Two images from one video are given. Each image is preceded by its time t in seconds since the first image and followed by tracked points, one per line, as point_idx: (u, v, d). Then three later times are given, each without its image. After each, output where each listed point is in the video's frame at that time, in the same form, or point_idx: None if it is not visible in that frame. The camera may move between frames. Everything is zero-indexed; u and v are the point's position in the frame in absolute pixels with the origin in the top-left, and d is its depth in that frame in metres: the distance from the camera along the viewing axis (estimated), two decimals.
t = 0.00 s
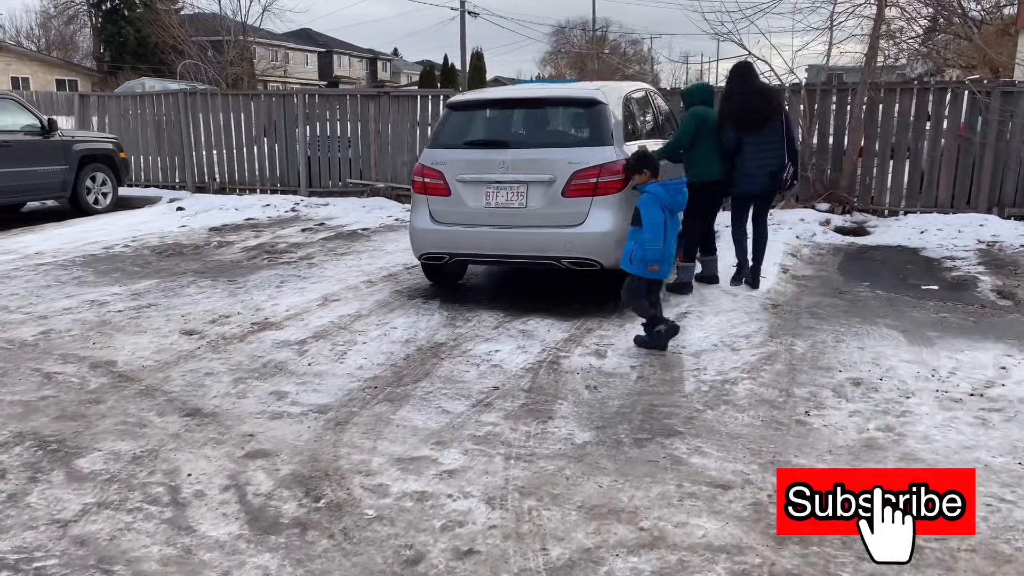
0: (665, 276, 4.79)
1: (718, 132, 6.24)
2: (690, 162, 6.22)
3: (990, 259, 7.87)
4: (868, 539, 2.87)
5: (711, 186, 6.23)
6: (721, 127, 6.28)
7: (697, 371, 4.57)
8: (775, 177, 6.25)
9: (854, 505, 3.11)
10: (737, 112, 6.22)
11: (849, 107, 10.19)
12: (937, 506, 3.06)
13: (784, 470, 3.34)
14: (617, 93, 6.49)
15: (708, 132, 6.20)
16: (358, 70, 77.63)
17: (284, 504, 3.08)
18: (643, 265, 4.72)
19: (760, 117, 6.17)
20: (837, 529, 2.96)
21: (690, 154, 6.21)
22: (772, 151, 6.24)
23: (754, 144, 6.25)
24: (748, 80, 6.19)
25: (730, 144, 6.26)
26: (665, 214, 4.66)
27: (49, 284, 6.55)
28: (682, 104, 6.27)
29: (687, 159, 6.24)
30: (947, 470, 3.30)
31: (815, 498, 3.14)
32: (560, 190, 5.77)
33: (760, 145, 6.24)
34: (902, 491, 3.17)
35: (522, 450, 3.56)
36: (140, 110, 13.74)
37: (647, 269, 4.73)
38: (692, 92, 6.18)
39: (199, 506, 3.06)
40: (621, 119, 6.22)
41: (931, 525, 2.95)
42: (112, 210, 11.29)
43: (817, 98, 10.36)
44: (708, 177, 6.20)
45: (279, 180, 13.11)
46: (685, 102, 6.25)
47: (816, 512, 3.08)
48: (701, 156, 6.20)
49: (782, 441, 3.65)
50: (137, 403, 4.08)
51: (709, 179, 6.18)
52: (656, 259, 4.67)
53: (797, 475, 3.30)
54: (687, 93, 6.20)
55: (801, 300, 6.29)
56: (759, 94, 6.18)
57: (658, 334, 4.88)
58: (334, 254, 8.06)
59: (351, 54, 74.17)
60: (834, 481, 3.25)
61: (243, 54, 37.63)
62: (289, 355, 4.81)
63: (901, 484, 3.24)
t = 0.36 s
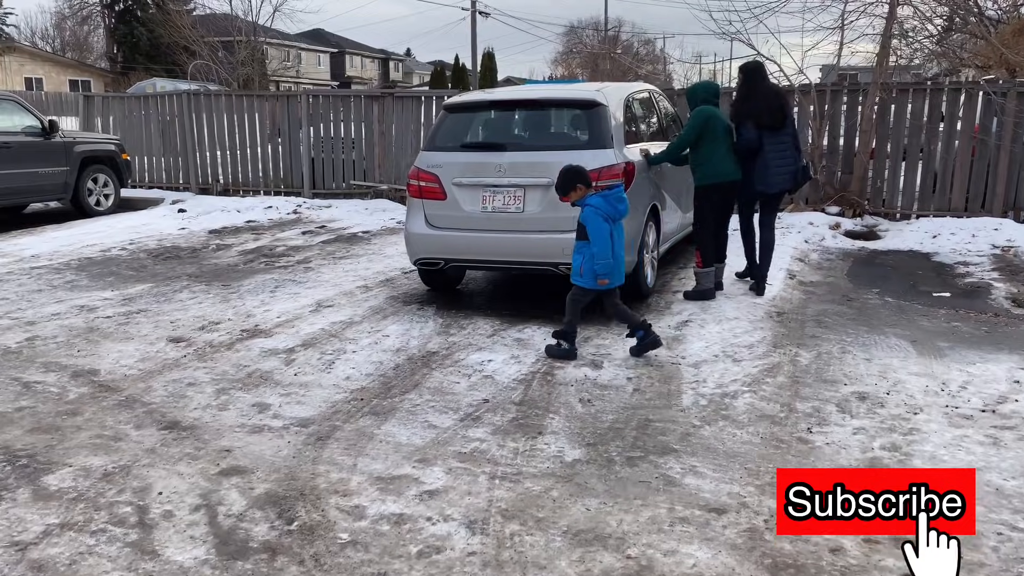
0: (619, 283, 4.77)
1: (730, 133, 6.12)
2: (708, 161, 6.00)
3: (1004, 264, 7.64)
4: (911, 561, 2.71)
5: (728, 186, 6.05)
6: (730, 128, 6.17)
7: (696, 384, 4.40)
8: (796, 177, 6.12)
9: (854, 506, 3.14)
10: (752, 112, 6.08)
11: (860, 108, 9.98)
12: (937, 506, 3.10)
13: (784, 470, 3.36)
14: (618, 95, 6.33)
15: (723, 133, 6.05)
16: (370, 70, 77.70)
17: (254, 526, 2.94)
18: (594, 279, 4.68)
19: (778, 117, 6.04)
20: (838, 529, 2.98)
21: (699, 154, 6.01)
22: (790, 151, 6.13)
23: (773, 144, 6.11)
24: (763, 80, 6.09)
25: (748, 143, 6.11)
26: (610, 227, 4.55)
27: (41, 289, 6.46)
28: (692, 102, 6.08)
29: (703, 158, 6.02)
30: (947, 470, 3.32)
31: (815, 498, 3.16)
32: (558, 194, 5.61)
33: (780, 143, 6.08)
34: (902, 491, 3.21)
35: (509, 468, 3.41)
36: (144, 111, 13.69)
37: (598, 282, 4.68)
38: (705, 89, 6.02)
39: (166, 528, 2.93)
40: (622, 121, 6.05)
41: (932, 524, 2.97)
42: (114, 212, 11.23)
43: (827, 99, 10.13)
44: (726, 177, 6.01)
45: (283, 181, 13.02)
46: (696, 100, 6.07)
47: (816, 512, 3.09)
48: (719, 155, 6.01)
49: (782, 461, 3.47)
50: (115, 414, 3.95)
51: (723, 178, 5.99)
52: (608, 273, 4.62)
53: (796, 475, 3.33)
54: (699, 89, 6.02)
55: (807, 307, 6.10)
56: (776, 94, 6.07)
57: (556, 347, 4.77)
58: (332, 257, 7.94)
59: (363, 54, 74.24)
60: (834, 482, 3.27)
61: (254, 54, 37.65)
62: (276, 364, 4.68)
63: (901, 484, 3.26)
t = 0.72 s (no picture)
0: (537, 288, 4.54)
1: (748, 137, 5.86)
2: (729, 168, 5.73)
3: None
4: None
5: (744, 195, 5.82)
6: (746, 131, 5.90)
7: (697, 401, 4.18)
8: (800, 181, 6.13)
9: (853, 506, 3.17)
10: (763, 115, 6.03)
11: (873, 108, 9.70)
12: (937, 506, 3.11)
13: (784, 470, 3.39)
14: (620, 95, 6.10)
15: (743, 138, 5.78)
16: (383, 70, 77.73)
17: (216, 559, 2.75)
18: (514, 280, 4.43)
19: (788, 123, 6.03)
20: (837, 529, 3.01)
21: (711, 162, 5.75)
22: (794, 157, 6.14)
23: (778, 149, 6.10)
24: (776, 84, 6.03)
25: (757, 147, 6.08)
26: (536, 228, 4.32)
27: (29, 295, 6.32)
28: (715, 101, 5.72)
29: (724, 164, 5.73)
30: (947, 470, 3.34)
31: (815, 498, 3.19)
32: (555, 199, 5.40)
33: (786, 148, 6.09)
34: (902, 490, 3.21)
35: (492, 494, 3.20)
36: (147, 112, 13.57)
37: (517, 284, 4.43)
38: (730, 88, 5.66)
39: (122, 559, 2.74)
40: (623, 122, 5.83)
41: (931, 524, 3.00)
42: (115, 214, 11.12)
43: (840, 99, 9.85)
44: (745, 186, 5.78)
45: (286, 183, 12.88)
46: (718, 99, 5.71)
47: (816, 512, 3.13)
48: (740, 162, 5.76)
49: (785, 489, 3.24)
50: (85, 431, 3.78)
51: (736, 189, 5.74)
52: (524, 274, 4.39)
53: (797, 475, 3.35)
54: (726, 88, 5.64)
55: (817, 317, 5.85)
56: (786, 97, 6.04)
57: (549, 360, 4.58)
58: (329, 262, 7.76)
59: (375, 54, 74.27)
60: (834, 482, 3.30)
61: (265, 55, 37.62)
62: (258, 377, 4.50)
63: (902, 484, 3.26)
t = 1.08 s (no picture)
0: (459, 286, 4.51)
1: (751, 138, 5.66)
2: (731, 169, 5.51)
3: None
4: None
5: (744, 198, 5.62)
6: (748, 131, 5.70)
7: (688, 413, 3.98)
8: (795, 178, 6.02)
9: (854, 506, 3.13)
10: (762, 112, 5.88)
11: (883, 106, 9.45)
12: (937, 506, 3.06)
13: (784, 470, 3.35)
14: (616, 92, 5.91)
15: (746, 138, 5.57)
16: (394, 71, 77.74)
17: None
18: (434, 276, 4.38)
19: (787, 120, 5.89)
20: (838, 529, 2.97)
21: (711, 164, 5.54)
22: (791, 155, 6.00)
23: (776, 147, 5.96)
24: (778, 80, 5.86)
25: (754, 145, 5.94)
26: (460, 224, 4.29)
27: (12, 297, 6.18)
28: (719, 99, 5.48)
29: (725, 165, 5.51)
30: (948, 470, 3.30)
31: (815, 498, 3.14)
32: (546, 199, 5.21)
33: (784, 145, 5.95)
34: (902, 490, 3.16)
35: (464, 513, 3.01)
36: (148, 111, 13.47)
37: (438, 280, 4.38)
38: (734, 85, 5.44)
39: None
40: (618, 120, 5.63)
41: (931, 524, 2.96)
42: (112, 213, 11.01)
43: (849, 97, 9.59)
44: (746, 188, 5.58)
45: (286, 183, 12.75)
46: (722, 97, 5.48)
47: (816, 512, 3.09)
48: (742, 163, 5.54)
49: (776, 511, 3.04)
50: (46, 441, 3.62)
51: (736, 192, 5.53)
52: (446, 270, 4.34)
53: (797, 475, 3.31)
54: (730, 85, 5.42)
55: (819, 323, 5.64)
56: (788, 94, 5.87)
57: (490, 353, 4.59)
58: (322, 264, 7.60)
59: (386, 55, 74.28)
60: (834, 482, 3.25)
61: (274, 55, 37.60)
62: (233, 384, 4.33)
63: (902, 484, 3.22)
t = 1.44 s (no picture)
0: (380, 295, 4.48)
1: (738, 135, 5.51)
2: (722, 167, 5.34)
3: None
4: None
5: (737, 197, 5.45)
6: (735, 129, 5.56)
7: (671, 421, 3.82)
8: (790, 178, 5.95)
9: (854, 506, 3.09)
10: (756, 110, 5.75)
11: (888, 104, 9.23)
12: (937, 506, 3.01)
13: (783, 470, 3.30)
14: (606, 88, 5.74)
15: (733, 135, 5.42)
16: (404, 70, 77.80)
17: None
18: (351, 293, 4.34)
19: (782, 119, 5.77)
20: (838, 529, 2.93)
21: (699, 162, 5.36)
22: (783, 154, 5.92)
23: (770, 145, 5.87)
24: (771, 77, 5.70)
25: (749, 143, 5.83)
26: (360, 237, 4.24)
27: None
28: (700, 98, 5.36)
29: (714, 163, 5.34)
30: (947, 470, 3.25)
31: (815, 498, 3.10)
32: (532, 198, 5.07)
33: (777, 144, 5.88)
34: (902, 490, 3.12)
35: (426, 529, 2.87)
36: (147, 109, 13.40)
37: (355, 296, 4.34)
38: (714, 84, 5.34)
39: None
40: (607, 117, 5.47)
41: (931, 525, 2.91)
42: (108, 213, 10.94)
43: (854, 95, 9.33)
44: (739, 187, 5.40)
45: (285, 182, 12.67)
46: (703, 96, 5.37)
47: (816, 512, 3.04)
48: (733, 161, 5.38)
49: (754, 529, 2.87)
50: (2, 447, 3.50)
51: (729, 191, 5.36)
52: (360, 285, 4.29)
53: (796, 475, 3.26)
54: (710, 83, 5.31)
55: (815, 327, 5.47)
56: (783, 91, 5.71)
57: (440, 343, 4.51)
58: (311, 264, 7.48)
59: (396, 54, 74.33)
60: (834, 481, 3.20)
61: (283, 55, 37.63)
62: (203, 388, 4.20)
63: (902, 484, 3.17)
